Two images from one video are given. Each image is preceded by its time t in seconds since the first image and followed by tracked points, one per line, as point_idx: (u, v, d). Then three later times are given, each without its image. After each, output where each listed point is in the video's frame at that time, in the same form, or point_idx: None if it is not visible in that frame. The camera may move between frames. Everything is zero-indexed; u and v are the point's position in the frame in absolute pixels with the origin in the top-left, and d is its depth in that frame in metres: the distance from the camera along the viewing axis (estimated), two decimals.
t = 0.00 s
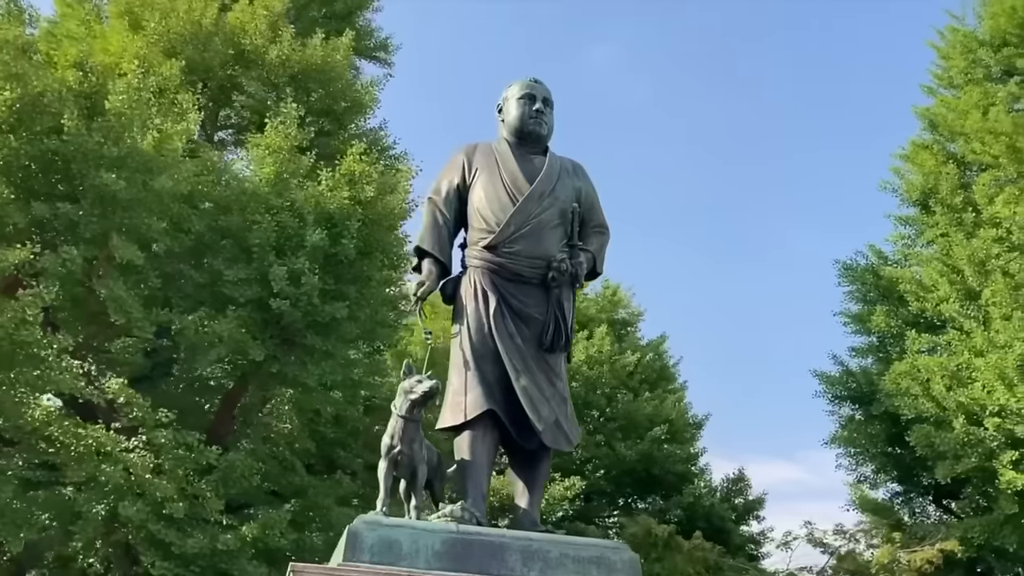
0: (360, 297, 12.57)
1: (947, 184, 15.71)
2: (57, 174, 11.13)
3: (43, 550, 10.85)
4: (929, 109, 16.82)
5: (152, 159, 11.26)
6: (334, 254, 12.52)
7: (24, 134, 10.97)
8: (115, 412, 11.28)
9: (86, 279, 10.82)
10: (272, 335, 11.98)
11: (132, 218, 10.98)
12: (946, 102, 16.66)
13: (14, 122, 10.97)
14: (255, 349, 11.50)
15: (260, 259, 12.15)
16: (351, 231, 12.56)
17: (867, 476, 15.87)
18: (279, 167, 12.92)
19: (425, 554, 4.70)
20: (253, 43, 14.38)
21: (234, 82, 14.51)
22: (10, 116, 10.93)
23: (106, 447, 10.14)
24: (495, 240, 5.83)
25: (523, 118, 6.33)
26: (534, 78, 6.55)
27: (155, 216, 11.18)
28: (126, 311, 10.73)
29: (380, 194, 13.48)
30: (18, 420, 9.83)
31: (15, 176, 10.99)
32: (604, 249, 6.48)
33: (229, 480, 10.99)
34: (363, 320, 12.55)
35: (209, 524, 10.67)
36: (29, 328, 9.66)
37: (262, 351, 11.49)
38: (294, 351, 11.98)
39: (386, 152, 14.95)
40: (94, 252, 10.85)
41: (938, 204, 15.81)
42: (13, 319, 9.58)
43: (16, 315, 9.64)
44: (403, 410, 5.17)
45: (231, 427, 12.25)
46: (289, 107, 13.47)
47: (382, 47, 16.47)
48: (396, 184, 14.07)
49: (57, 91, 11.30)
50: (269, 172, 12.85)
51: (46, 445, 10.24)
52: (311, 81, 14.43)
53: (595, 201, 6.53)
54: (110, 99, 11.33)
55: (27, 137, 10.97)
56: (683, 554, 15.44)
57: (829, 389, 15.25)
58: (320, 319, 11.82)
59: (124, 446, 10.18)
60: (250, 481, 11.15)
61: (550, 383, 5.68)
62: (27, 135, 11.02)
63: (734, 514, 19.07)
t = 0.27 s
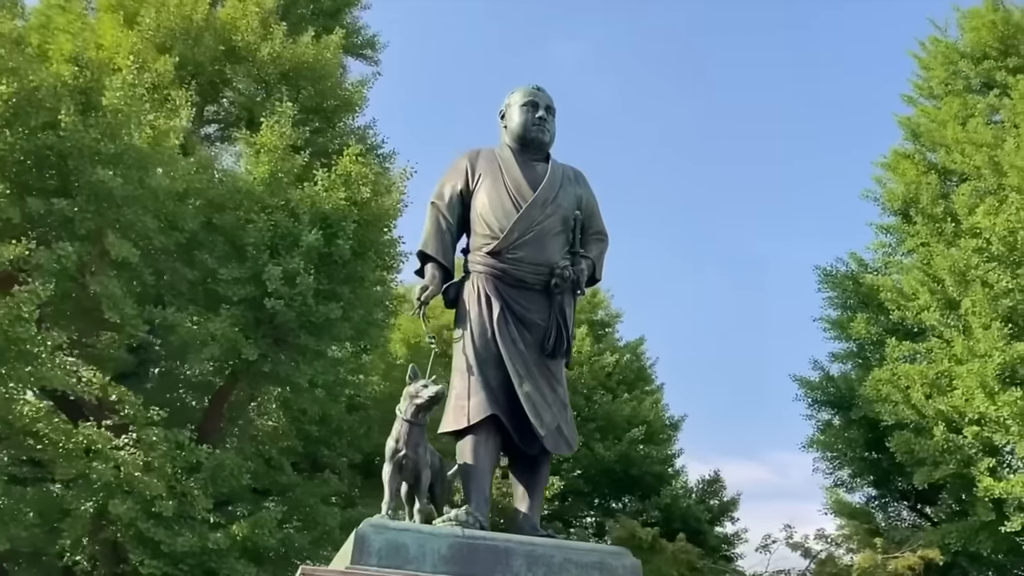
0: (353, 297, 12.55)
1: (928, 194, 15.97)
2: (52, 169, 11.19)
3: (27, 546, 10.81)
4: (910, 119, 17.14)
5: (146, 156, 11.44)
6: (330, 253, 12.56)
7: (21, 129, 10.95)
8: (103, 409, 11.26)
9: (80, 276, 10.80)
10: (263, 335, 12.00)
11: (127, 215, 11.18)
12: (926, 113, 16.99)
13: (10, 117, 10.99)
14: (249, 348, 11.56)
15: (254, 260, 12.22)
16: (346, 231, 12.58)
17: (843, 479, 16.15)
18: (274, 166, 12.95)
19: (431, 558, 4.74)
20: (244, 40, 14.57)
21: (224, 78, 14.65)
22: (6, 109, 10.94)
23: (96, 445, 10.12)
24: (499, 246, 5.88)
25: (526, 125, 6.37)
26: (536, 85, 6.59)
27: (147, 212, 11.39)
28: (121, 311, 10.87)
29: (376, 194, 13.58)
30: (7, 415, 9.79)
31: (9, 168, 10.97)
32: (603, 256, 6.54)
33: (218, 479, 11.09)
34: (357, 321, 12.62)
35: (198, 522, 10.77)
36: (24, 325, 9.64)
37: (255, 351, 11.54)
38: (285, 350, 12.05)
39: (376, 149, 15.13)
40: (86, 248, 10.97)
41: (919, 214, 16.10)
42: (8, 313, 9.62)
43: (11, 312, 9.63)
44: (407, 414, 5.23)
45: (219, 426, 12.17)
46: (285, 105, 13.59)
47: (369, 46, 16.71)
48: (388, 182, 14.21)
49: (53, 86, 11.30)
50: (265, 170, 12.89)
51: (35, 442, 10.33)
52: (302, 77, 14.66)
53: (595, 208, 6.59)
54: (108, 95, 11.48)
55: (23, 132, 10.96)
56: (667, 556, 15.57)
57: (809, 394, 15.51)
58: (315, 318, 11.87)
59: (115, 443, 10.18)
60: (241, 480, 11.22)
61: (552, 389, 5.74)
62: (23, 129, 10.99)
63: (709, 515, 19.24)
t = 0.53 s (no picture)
0: (347, 298, 12.67)
1: (909, 202, 16.22)
2: (47, 164, 11.24)
3: (14, 543, 10.78)
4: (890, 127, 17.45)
5: (141, 151, 11.53)
6: (325, 253, 12.74)
7: (17, 123, 11.05)
8: (94, 406, 11.50)
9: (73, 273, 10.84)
10: (255, 334, 12.10)
11: (122, 212, 11.16)
12: (906, 121, 17.31)
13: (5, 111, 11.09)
14: (242, 347, 11.59)
15: (248, 259, 12.28)
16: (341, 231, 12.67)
17: (820, 482, 16.40)
18: (268, 164, 13.10)
19: (438, 559, 4.79)
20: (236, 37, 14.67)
21: (214, 75, 14.71)
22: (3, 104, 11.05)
23: (88, 442, 10.11)
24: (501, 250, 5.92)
25: (528, 129, 6.42)
26: (537, 89, 6.64)
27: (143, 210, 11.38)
28: (116, 307, 10.92)
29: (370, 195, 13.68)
30: None
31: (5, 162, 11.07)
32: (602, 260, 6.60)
33: (208, 477, 11.04)
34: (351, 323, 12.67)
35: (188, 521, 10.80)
36: (20, 321, 9.67)
37: (248, 349, 11.57)
38: (278, 349, 12.12)
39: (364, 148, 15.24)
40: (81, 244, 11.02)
41: (901, 222, 16.38)
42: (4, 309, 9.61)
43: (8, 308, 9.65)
44: (412, 416, 5.28)
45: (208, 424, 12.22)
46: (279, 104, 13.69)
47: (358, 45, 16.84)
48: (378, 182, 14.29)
49: (48, 80, 11.45)
50: (259, 169, 12.99)
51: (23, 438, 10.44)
52: (292, 75, 14.80)
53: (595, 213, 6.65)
54: (106, 92, 11.55)
55: (19, 127, 11.03)
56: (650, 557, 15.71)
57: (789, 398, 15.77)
58: (309, 318, 11.93)
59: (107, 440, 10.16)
60: (231, 478, 11.18)
61: (552, 392, 5.79)
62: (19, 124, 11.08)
63: (686, 516, 19.42)
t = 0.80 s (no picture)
0: (341, 297, 12.84)
1: (893, 209, 16.42)
2: (42, 160, 11.23)
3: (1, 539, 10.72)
4: (874, 133, 17.68)
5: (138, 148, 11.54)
6: (321, 251, 12.92)
7: (13, 118, 11.06)
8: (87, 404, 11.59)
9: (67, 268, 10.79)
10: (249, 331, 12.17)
11: (118, 208, 11.24)
12: (889, 128, 17.55)
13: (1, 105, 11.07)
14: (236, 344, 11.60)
15: (244, 257, 12.32)
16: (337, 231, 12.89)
17: (800, 484, 16.61)
18: (265, 162, 13.18)
19: (443, 560, 4.82)
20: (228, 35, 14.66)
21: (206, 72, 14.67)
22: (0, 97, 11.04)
23: (80, 439, 10.07)
24: (504, 253, 5.96)
25: (529, 132, 6.45)
26: (539, 92, 6.67)
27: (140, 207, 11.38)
28: (110, 304, 10.91)
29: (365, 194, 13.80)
30: None
31: None
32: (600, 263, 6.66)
33: (199, 474, 11.02)
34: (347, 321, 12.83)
35: (178, 519, 10.76)
36: (17, 318, 9.96)
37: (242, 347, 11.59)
38: (274, 347, 12.24)
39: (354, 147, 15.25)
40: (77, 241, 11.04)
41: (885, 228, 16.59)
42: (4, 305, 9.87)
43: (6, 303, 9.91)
44: (417, 417, 5.30)
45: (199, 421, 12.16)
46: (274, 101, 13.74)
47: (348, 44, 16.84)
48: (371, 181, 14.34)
49: (45, 74, 11.40)
50: (256, 166, 13.07)
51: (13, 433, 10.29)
52: (283, 73, 14.81)
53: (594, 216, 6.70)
54: (105, 88, 11.55)
55: (15, 122, 11.06)
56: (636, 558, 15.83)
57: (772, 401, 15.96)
58: (304, 317, 12.09)
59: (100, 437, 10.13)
60: (221, 476, 11.16)
61: (554, 394, 5.85)
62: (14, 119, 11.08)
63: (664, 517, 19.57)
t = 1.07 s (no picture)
0: (336, 295, 12.93)
1: (876, 215, 16.63)
2: (39, 155, 11.16)
3: None
4: (856, 139, 17.94)
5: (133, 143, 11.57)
6: (316, 249, 13.01)
7: (8, 112, 10.93)
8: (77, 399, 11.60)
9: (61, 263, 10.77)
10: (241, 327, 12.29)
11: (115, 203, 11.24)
12: (871, 135, 17.82)
13: None
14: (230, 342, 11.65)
15: (237, 254, 12.42)
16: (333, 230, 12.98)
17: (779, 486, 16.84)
18: (259, 160, 13.27)
19: (452, 561, 4.85)
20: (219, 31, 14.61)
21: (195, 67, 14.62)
22: None
23: (72, 435, 10.04)
24: (510, 256, 5.99)
25: (533, 136, 6.47)
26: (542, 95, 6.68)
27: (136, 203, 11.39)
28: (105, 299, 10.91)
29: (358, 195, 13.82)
30: None
31: None
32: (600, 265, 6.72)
33: (189, 472, 11.09)
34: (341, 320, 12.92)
35: (167, 516, 10.73)
36: (14, 313, 9.95)
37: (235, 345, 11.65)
38: (267, 345, 12.31)
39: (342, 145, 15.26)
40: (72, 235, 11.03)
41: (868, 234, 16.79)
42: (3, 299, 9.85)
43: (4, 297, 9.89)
44: (425, 419, 5.31)
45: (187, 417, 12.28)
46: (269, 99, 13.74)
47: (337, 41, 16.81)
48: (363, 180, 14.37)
49: (41, 67, 11.19)
50: (251, 164, 13.14)
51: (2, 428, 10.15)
52: (274, 68, 14.81)
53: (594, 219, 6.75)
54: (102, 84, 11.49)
55: (10, 115, 10.94)
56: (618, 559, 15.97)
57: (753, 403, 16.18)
58: (299, 316, 12.16)
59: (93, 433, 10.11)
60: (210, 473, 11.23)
61: (556, 397, 5.90)
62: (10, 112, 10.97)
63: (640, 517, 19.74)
